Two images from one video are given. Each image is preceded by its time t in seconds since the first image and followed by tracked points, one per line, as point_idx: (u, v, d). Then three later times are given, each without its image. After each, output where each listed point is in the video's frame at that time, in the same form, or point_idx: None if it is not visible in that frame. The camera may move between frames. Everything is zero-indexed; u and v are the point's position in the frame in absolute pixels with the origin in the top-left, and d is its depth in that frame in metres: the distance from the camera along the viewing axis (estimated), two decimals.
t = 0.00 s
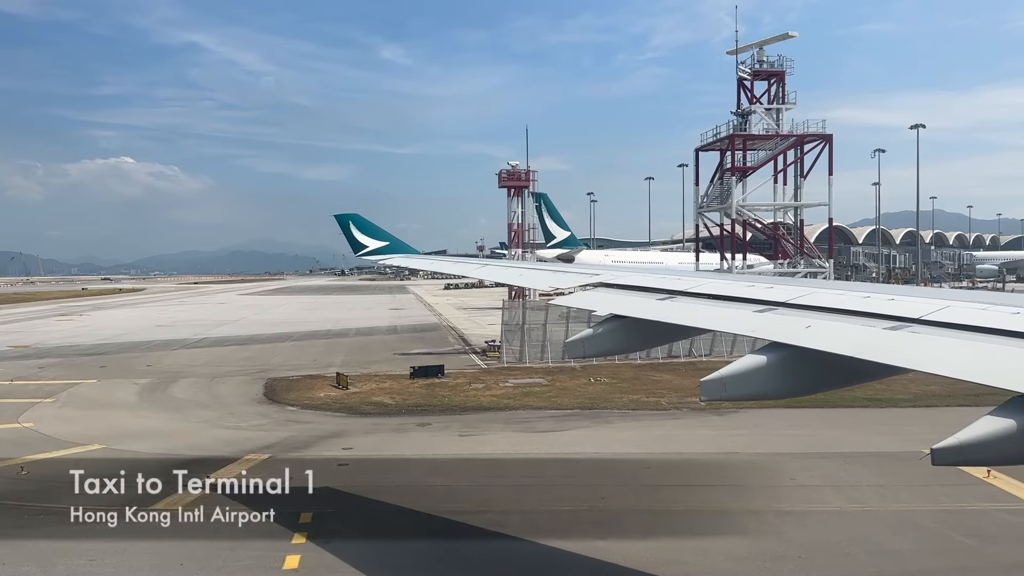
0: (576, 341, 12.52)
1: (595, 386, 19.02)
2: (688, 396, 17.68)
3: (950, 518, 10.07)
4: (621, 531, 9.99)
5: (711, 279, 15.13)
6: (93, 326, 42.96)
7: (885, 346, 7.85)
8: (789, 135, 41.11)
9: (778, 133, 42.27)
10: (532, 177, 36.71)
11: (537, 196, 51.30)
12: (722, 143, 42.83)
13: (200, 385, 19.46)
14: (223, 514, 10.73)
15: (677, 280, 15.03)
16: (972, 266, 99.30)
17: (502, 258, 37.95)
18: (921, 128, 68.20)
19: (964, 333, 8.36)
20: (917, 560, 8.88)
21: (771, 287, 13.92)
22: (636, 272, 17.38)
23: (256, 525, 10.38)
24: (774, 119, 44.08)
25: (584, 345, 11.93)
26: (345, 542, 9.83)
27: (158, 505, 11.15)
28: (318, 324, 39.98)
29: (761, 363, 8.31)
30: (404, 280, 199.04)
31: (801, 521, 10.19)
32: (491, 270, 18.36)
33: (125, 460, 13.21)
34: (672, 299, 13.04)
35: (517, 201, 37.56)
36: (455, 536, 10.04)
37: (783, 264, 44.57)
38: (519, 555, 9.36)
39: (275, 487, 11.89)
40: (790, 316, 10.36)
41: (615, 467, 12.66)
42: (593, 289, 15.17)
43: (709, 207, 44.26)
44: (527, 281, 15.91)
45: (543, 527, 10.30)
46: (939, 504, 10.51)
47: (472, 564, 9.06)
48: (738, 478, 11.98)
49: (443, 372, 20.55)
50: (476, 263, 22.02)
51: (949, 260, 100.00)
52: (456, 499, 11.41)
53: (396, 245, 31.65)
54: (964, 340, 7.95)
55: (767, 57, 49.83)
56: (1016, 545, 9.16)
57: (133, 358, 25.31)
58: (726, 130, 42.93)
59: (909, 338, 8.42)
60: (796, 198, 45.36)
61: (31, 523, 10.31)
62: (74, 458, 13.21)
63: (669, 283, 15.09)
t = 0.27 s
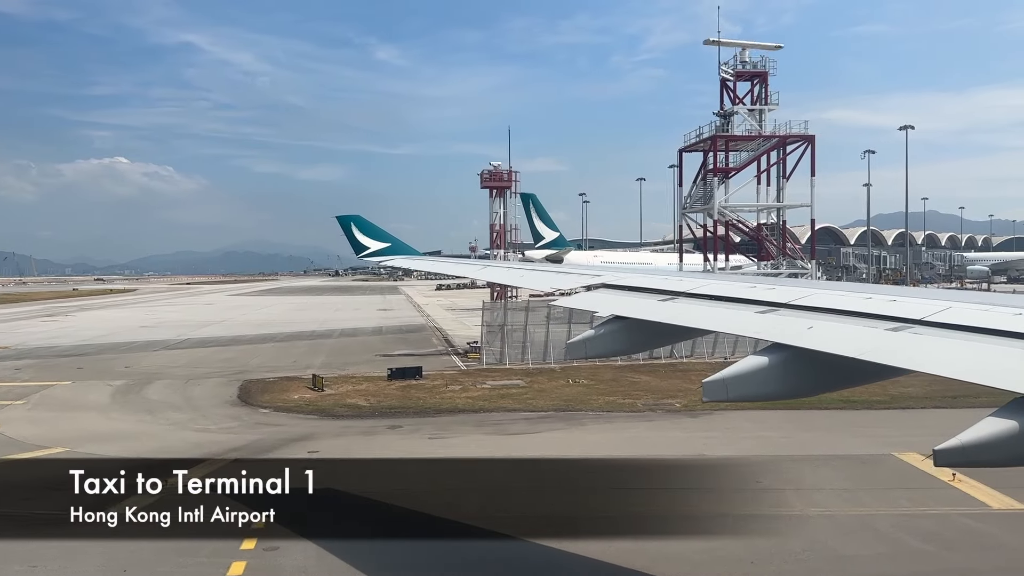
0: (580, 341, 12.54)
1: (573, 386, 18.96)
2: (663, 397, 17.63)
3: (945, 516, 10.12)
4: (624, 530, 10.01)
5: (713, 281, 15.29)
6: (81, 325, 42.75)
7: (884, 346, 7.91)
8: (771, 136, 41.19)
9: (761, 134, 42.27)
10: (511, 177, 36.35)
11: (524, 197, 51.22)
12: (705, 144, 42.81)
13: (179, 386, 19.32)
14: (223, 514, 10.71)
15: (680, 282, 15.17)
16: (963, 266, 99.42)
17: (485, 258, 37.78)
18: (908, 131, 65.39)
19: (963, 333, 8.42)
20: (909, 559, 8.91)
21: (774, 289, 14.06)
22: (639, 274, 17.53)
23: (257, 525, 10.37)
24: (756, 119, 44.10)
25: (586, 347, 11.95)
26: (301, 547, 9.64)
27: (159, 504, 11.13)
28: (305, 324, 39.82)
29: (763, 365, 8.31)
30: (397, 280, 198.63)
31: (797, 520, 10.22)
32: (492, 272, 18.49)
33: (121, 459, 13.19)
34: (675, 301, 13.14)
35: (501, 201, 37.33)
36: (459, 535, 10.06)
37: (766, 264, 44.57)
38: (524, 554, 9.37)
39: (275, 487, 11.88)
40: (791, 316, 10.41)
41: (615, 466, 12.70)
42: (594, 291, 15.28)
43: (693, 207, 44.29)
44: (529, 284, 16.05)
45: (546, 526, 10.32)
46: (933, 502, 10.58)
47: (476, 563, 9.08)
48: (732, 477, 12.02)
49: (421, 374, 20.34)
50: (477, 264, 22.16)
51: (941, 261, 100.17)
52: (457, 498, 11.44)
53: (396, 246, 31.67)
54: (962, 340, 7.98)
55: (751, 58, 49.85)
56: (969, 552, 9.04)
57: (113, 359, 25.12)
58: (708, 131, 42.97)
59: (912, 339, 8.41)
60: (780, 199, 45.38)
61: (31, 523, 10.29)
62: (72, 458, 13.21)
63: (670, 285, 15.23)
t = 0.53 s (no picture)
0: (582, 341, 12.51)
1: (553, 387, 18.88)
2: (640, 398, 17.56)
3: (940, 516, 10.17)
4: (622, 531, 10.07)
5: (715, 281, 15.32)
6: (69, 325, 42.59)
7: (885, 346, 7.95)
8: (754, 136, 41.22)
9: (744, 134, 42.30)
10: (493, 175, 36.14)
11: (512, 197, 51.17)
12: (689, 144, 42.83)
13: (155, 388, 19.21)
14: (223, 514, 10.74)
15: (681, 282, 15.21)
16: (955, 266, 99.70)
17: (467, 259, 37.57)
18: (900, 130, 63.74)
19: (964, 334, 8.45)
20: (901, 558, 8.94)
21: (776, 290, 14.10)
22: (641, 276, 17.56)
23: (257, 525, 10.41)
24: (740, 120, 44.19)
25: (589, 347, 11.98)
26: (247, 553, 9.42)
27: (158, 504, 11.15)
28: (294, 325, 39.76)
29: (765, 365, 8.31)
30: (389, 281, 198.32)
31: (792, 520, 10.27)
32: (492, 271, 18.51)
33: (118, 459, 13.22)
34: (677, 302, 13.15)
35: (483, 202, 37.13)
36: (457, 535, 10.12)
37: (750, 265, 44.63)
38: (521, 554, 9.43)
39: (275, 487, 11.91)
40: (794, 317, 10.43)
41: (613, 466, 12.75)
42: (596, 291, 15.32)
43: (677, 208, 44.32)
44: (531, 284, 16.09)
45: (546, 526, 10.38)
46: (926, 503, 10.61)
47: (476, 562, 9.14)
48: (726, 477, 12.06)
49: (399, 376, 20.12)
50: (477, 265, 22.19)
51: (933, 261, 100.46)
52: (456, 499, 11.47)
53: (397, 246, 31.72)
54: (963, 341, 8.00)
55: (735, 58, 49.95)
56: (923, 558, 8.94)
57: (92, 360, 24.90)
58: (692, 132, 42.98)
59: (913, 340, 8.42)
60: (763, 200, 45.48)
61: (31, 522, 10.30)
62: (70, 458, 13.22)
63: (673, 285, 15.24)
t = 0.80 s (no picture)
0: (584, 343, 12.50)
1: (532, 389, 18.84)
2: (617, 400, 17.50)
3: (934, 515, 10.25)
4: (621, 531, 10.15)
5: (716, 283, 15.35)
6: (57, 326, 42.42)
7: (887, 347, 8.04)
8: (737, 137, 41.28)
9: (728, 135, 42.36)
10: (476, 175, 35.95)
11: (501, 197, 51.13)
12: (673, 145, 42.86)
13: (129, 389, 19.16)
14: (223, 514, 10.80)
15: (681, 283, 15.25)
16: (947, 267, 100.06)
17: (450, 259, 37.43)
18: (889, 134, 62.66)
19: (965, 334, 8.52)
20: (893, 557, 9.03)
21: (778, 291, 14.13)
22: (641, 276, 17.59)
23: (257, 525, 10.47)
24: (724, 121, 44.28)
25: (590, 348, 12.01)
26: (196, 560, 9.28)
27: (158, 504, 11.21)
28: (284, 325, 39.67)
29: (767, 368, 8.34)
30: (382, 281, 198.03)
31: (791, 520, 10.32)
32: (490, 271, 18.54)
33: (117, 460, 13.27)
34: (679, 303, 13.21)
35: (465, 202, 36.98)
36: (456, 535, 10.20)
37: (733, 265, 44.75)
38: (519, 554, 9.49)
39: (275, 487, 11.97)
40: (796, 317, 10.50)
41: (608, 466, 12.81)
42: (597, 291, 15.35)
43: (661, 208, 44.38)
44: (531, 283, 16.14)
45: (546, 525, 10.45)
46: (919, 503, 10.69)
47: (474, 562, 9.23)
48: (722, 477, 12.13)
49: (378, 378, 19.94)
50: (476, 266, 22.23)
51: (925, 261, 100.81)
52: (457, 499, 11.54)
53: (396, 247, 31.75)
54: (964, 342, 8.07)
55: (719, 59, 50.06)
56: (879, 563, 8.88)
57: (67, 362, 24.69)
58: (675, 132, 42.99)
59: (914, 341, 8.50)
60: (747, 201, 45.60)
61: (31, 523, 10.35)
62: (68, 459, 13.25)
63: (674, 286, 15.29)
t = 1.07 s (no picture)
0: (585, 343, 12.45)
1: (513, 390, 18.70)
2: (595, 402, 17.37)
3: (929, 514, 10.32)
4: (619, 529, 10.18)
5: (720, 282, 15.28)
6: (46, 326, 42.27)
7: (889, 347, 8.03)
8: (721, 138, 41.26)
9: (712, 136, 42.34)
10: (459, 176, 35.65)
11: (491, 198, 51.05)
12: (657, 146, 42.76)
13: (105, 391, 19.07)
14: (223, 514, 10.85)
15: (684, 283, 15.17)
16: (939, 268, 100.36)
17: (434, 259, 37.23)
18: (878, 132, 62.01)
19: (967, 334, 8.51)
20: (887, 556, 9.08)
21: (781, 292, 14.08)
22: (643, 277, 17.51)
23: (257, 525, 10.52)
24: (709, 122, 44.29)
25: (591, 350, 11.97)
26: (141, 566, 9.11)
27: (158, 504, 11.27)
28: (274, 326, 39.57)
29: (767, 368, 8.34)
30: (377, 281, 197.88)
31: (788, 520, 10.36)
32: (491, 272, 18.43)
33: (116, 460, 13.31)
34: (681, 302, 13.16)
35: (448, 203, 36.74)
36: (455, 535, 10.23)
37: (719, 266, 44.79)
38: (517, 554, 9.55)
39: (275, 487, 11.99)
40: (798, 318, 10.48)
41: (604, 466, 12.83)
42: (599, 291, 15.27)
43: (646, 209, 44.35)
44: (533, 283, 16.06)
45: (547, 525, 10.48)
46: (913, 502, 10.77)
47: (472, 562, 9.28)
48: (719, 476, 12.17)
49: (357, 380, 19.73)
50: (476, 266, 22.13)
51: (916, 263, 101.15)
52: (456, 499, 11.57)
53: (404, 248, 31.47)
54: (967, 342, 8.06)
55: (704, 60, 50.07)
56: (832, 569, 8.78)
57: (47, 363, 24.52)
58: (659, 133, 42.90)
59: (916, 341, 8.49)
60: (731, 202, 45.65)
61: (32, 523, 10.40)
62: (65, 459, 13.29)
63: (677, 287, 15.21)
